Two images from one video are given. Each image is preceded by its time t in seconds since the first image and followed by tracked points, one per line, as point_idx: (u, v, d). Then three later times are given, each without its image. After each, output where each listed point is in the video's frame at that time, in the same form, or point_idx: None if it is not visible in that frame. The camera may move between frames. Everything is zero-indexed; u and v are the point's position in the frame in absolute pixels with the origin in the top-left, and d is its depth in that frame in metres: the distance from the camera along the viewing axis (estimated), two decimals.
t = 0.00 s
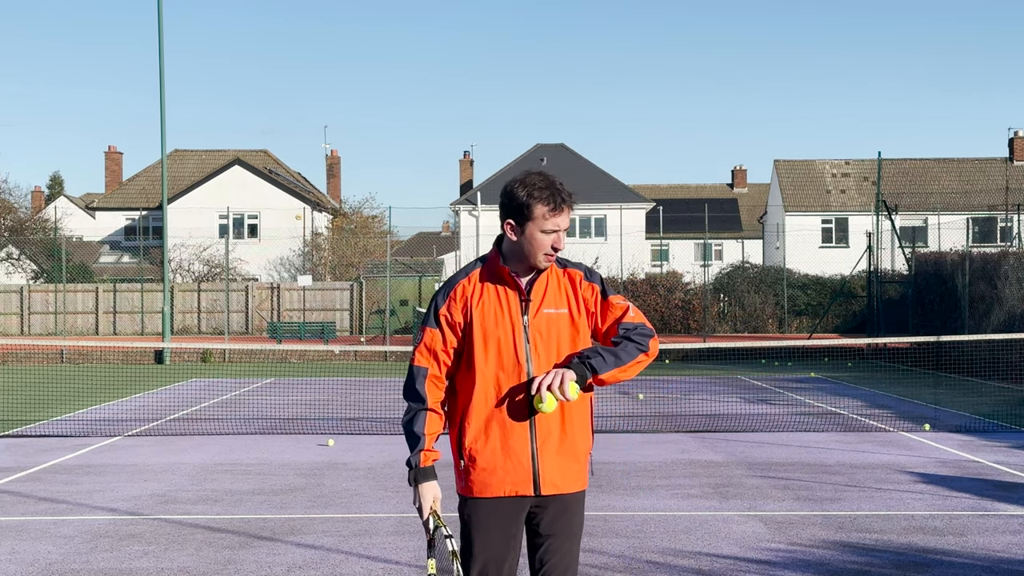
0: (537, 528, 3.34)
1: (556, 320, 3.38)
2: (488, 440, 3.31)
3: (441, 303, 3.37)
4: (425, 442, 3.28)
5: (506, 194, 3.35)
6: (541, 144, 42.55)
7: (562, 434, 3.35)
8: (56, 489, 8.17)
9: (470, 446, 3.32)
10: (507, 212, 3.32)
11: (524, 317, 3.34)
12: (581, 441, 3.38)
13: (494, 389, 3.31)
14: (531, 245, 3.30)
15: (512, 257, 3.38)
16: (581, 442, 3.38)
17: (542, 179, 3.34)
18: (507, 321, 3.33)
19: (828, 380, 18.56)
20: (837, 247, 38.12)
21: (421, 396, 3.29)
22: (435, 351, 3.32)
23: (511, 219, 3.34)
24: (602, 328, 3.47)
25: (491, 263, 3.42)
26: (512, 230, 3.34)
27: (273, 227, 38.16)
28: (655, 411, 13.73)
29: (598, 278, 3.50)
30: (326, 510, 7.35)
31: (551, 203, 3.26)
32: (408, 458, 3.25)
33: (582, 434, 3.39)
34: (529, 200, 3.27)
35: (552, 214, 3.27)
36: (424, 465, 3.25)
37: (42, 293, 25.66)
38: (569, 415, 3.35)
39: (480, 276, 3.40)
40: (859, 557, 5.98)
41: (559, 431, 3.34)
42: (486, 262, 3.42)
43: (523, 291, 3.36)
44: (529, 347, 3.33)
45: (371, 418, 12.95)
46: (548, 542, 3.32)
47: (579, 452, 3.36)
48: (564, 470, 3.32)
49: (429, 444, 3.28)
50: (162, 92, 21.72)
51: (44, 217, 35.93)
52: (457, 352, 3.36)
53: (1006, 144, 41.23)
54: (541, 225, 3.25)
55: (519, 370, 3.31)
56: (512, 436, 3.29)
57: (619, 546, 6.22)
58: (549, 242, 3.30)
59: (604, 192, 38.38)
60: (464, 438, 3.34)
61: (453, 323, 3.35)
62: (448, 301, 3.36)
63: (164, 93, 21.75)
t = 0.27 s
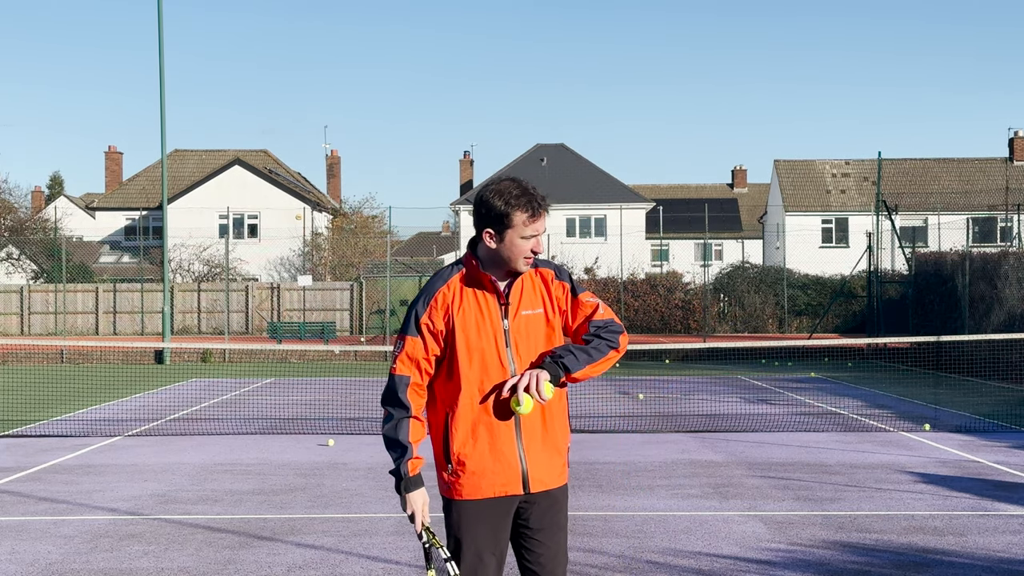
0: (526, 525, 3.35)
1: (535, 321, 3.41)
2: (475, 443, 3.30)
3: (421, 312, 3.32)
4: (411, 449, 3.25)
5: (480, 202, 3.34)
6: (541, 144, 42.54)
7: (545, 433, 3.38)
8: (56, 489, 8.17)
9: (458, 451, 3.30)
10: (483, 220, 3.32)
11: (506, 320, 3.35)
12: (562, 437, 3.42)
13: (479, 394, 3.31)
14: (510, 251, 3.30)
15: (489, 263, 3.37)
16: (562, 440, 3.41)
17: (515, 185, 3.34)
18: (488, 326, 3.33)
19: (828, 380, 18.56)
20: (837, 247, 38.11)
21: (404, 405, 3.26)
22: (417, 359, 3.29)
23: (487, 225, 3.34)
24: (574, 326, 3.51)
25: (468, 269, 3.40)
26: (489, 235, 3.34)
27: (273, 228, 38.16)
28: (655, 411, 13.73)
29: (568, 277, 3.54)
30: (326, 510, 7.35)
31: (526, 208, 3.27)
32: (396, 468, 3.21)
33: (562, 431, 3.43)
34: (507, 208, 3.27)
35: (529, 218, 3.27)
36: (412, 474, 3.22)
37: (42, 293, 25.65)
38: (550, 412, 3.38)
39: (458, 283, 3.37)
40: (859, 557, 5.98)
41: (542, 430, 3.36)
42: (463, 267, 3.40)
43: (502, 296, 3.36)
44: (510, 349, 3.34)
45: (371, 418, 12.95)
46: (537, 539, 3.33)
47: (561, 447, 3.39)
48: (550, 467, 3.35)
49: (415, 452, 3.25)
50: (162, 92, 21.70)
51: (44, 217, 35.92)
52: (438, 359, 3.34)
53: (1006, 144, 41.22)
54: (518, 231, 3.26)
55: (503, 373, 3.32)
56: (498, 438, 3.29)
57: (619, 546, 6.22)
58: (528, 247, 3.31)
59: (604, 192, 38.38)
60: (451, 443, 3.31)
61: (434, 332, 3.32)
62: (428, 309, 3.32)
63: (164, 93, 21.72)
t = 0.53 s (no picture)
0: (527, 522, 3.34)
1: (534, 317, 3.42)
2: (475, 439, 3.30)
3: (421, 307, 3.34)
4: (406, 447, 3.26)
5: (481, 196, 3.38)
6: (541, 144, 42.53)
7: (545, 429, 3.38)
8: (56, 489, 8.17)
9: (458, 447, 3.30)
10: (482, 211, 3.36)
11: (505, 317, 3.37)
12: (562, 435, 3.42)
13: (478, 389, 3.32)
14: (506, 242, 3.33)
15: (488, 259, 3.40)
16: (562, 437, 3.41)
17: (515, 178, 3.38)
18: (487, 321, 3.35)
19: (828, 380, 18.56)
20: (836, 247, 38.11)
21: (400, 400, 3.28)
22: (416, 354, 3.30)
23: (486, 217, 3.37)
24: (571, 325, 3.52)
25: (469, 265, 3.42)
26: (487, 227, 3.37)
27: (273, 228, 38.17)
28: (655, 411, 13.73)
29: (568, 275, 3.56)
30: (326, 510, 7.35)
31: (521, 199, 3.30)
32: (391, 464, 3.22)
33: (561, 429, 3.43)
34: (503, 199, 3.31)
35: (522, 209, 3.30)
36: (406, 472, 3.23)
37: (42, 293, 25.65)
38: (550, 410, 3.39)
39: (458, 278, 3.39)
40: (859, 557, 5.98)
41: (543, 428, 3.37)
42: (463, 264, 3.42)
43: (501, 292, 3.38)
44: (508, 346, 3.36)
45: (371, 418, 12.95)
46: (538, 536, 3.33)
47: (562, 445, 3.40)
48: (550, 463, 3.35)
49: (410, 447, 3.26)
50: (162, 92, 21.69)
51: (44, 216, 35.91)
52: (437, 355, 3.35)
53: (1006, 144, 41.21)
54: (514, 220, 3.29)
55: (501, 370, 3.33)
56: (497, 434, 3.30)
57: (619, 547, 6.22)
58: (521, 240, 3.32)
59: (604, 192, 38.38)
60: (450, 440, 3.31)
61: (434, 327, 3.33)
62: (428, 305, 3.34)
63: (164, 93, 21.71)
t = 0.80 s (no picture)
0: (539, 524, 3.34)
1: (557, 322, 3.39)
2: (490, 437, 3.30)
3: (445, 301, 3.35)
4: (419, 440, 3.26)
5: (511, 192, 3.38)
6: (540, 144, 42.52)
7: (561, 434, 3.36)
8: (56, 489, 8.16)
9: (472, 443, 3.30)
10: (508, 207, 3.37)
11: (527, 318, 3.34)
12: (579, 440, 3.39)
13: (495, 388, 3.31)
14: (529, 239, 3.32)
15: (514, 258, 3.39)
16: (579, 443, 3.38)
17: (543, 176, 3.37)
18: (509, 320, 3.33)
19: (828, 380, 18.56)
20: (837, 247, 38.12)
21: (416, 390, 3.29)
22: (435, 347, 3.31)
23: (511, 213, 3.37)
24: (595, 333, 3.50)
25: (495, 262, 3.41)
26: (510, 220, 3.38)
27: (274, 228, 38.17)
28: (655, 411, 13.72)
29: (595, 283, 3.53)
30: (327, 510, 7.35)
31: (540, 194, 3.29)
32: (402, 456, 3.24)
33: (580, 434, 3.40)
34: (529, 195, 3.30)
35: (539, 203, 3.28)
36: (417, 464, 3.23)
37: (42, 293, 25.66)
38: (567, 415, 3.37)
39: (484, 275, 3.38)
40: (859, 557, 5.98)
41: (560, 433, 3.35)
42: (489, 263, 3.41)
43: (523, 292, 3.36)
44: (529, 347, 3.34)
45: (371, 418, 12.95)
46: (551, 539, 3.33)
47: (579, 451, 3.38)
48: (565, 468, 3.33)
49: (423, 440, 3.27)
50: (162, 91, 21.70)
51: (44, 216, 35.90)
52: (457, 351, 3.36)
53: (1006, 144, 41.20)
54: (535, 216, 3.28)
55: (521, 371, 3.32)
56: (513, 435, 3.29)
57: (619, 547, 6.22)
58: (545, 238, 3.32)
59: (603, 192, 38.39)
60: (466, 436, 3.31)
61: (455, 321, 3.34)
62: (451, 299, 3.35)
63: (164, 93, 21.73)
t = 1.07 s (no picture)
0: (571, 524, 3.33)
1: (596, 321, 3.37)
2: (523, 434, 3.31)
3: (481, 297, 3.37)
4: (452, 434, 3.30)
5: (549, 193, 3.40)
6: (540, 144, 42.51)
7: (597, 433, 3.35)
8: (56, 489, 8.16)
9: (506, 439, 3.32)
10: (548, 208, 3.37)
11: (563, 315, 3.34)
12: (616, 439, 3.38)
13: (530, 384, 3.32)
14: (571, 240, 3.32)
15: (554, 256, 3.39)
16: (615, 442, 3.37)
17: (583, 177, 3.38)
18: (545, 318, 3.34)
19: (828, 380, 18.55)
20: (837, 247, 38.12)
21: (450, 386, 3.32)
22: (470, 343, 3.34)
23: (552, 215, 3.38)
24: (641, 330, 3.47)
25: (534, 260, 3.42)
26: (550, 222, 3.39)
27: (274, 227, 38.18)
28: (655, 411, 13.72)
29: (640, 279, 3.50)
30: (327, 510, 7.35)
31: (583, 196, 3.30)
32: (434, 449, 3.28)
33: (618, 432, 3.38)
34: (571, 197, 3.31)
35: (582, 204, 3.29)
36: (450, 458, 3.27)
37: (42, 293, 25.66)
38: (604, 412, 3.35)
39: (522, 273, 3.40)
40: (859, 557, 5.98)
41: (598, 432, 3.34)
42: (528, 261, 3.43)
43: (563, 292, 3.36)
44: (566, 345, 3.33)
45: (371, 418, 12.95)
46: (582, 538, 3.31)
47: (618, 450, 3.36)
48: (600, 468, 3.32)
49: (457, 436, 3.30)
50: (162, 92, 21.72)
51: (44, 216, 35.90)
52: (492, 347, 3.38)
53: (1006, 144, 41.19)
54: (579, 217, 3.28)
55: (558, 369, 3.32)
56: (548, 433, 3.30)
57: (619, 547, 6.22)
58: (589, 239, 3.32)
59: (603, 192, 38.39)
60: (500, 431, 3.34)
61: (491, 318, 3.35)
62: (488, 296, 3.37)
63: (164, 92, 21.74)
